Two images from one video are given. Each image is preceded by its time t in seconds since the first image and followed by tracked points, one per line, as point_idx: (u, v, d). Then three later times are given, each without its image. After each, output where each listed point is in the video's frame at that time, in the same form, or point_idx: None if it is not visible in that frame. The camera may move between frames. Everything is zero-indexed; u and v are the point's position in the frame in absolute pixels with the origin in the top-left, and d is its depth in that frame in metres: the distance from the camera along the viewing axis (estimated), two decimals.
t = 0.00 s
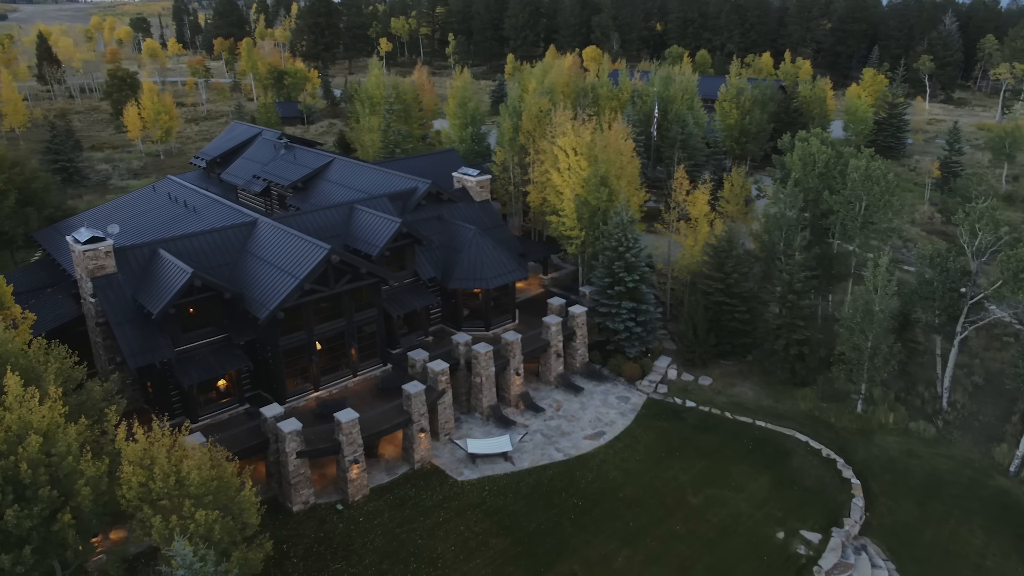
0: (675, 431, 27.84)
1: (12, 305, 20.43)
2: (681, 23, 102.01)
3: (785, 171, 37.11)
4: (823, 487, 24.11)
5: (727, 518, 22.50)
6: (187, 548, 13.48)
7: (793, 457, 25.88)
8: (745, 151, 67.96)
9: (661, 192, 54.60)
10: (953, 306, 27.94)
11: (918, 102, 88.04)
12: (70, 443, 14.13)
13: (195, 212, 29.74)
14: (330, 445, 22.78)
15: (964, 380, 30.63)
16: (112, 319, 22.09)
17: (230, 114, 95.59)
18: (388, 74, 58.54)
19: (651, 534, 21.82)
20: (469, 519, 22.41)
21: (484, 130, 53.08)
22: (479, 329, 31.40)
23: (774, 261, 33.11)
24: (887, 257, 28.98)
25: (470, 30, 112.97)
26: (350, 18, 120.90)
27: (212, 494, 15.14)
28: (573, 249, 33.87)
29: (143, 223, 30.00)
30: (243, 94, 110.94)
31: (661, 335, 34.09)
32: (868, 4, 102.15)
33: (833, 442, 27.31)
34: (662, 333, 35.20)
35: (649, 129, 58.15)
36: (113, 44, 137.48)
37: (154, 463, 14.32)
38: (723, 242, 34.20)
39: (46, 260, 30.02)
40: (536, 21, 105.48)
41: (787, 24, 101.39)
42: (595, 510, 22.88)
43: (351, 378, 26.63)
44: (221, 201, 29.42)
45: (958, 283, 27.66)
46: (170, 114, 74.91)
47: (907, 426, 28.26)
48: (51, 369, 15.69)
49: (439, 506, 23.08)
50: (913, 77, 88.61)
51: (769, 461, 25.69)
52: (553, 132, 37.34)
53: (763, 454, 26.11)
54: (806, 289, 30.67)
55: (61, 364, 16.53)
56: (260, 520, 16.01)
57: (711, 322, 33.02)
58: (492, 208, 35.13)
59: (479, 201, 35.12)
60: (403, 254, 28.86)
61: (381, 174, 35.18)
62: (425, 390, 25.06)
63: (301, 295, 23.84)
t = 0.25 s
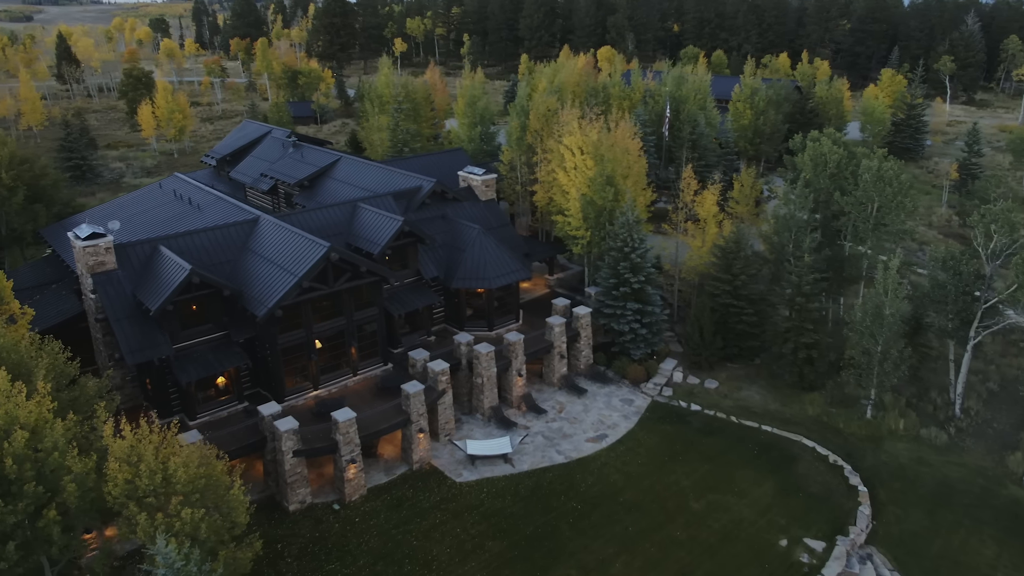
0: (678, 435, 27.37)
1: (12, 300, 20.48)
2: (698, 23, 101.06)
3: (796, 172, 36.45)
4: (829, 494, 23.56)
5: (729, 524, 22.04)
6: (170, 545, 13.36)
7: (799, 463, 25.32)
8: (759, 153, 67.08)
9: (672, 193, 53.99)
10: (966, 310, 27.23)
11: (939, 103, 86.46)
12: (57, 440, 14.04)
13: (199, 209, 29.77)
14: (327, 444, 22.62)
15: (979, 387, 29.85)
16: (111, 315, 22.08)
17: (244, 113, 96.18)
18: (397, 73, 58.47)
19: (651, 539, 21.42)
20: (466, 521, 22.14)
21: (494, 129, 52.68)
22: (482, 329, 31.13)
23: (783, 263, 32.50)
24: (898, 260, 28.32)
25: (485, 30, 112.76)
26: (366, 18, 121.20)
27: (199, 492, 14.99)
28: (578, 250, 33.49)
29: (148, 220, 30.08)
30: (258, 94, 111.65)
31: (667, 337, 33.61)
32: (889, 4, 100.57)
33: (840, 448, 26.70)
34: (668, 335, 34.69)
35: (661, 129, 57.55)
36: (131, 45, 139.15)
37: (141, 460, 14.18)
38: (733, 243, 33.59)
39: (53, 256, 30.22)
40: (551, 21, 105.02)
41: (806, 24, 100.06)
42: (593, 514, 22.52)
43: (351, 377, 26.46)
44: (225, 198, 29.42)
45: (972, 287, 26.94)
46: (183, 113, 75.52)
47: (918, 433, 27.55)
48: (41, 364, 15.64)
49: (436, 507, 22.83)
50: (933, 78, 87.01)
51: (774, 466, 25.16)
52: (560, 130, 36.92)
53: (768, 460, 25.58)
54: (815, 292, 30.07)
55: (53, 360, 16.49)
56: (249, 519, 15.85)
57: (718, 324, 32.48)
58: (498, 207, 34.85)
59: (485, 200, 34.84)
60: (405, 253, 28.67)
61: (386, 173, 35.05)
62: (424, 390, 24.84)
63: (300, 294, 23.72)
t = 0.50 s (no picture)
0: (681, 439, 26.92)
1: (12, 297, 20.54)
2: (713, 24, 100.22)
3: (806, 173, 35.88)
4: (834, 502, 23.06)
5: (731, 532, 21.61)
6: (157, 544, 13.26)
7: (805, 470, 24.82)
8: (772, 155, 66.28)
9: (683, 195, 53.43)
10: (978, 315, 26.58)
11: (957, 105, 85.02)
12: (46, 437, 13.95)
13: (203, 208, 29.82)
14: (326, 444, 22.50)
15: (992, 394, 29.14)
16: (110, 313, 22.07)
17: (257, 114, 96.72)
18: (406, 74, 58.37)
19: (650, 545, 21.06)
20: (463, 525, 21.90)
21: (502, 130, 52.07)
22: (485, 331, 30.90)
23: (792, 266, 31.96)
24: (909, 263, 27.73)
25: (499, 31, 112.50)
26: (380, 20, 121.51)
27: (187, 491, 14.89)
28: (583, 251, 33.16)
29: (153, 218, 30.17)
30: (271, 95, 112.28)
31: (673, 340, 33.16)
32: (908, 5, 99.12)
33: (847, 455, 26.15)
34: (674, 337, 34.22)
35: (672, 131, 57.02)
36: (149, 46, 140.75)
37: (129, 459, 14.06)
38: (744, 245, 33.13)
39: (59, 254, 30.41)
40: (564, 22, 104.63)
41: (823, 26, 98.88)
42: (593, 519, 22.20)
43: (352, 377, 26.32)
44: (229, 197, 29.43)
45: (985, 291, 26.29)
46: (196, 114, 76.06)
47: (929, 440, 26.92)
48: (34, 361, 15.59)
49: (433, 510, 22.60)
50: (952, 80, 85.57)
51: (779, 473, 24.68)
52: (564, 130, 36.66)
53: (773, 466, 25.10)
54: (823, 295, 29.51)
55: (46, 357, 16.45)
56: (239, 520, 15.71)
57: (724, 327, 32.00)
58: (503, 208, 34.60)
59: (490, 200, 34.60)
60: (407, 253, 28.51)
61: (391, 173, 34.95)
62: (424, 391, 24.64)
63: (300, 293, 23.62)
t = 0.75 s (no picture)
0: (685, 445, 26.46)
1: (13, 294, 20.65)
2: (730, 27, 99.35)
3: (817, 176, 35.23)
4: (840, 511, 22.51)
5: (732, 541, 21.16)
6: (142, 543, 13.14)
7: (811, 478, 24.28)
8: (787, 158, 65.39)
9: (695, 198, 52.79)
10: (992, 322, 25.85)
11: (980, 109, 83.40)
12: (34, 434, 13.89)
13: (208, 207, 29.89)
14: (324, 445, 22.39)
15: (1008, 403, 28.35)
16: (110, 311, 22.12)
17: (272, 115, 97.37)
18: (414, 74, 58.10)
19: (649, 553, 20.67)
20: (459, 529, 21.65)
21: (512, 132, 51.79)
22: (488, 333, 30.66)
23: (801, 270, 31.36)
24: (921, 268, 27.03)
25: (515, 34, 112.31)
26: (396, 23, 121.93)
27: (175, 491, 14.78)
28: (589, 254, 32.79)
29: (159, 217, 30.29)
30: (287, 97, 113.05)
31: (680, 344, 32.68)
32: (930, 7, 97.50)
33: (856, 463, 25.54)
34: (681, 342, 33.72)
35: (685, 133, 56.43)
36: (168, 48, 142.57)
37: (116, 457, 13.96)
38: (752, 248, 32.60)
39: (66, 252, 30.64)
40: (580, 25, 104.25)
41: (843, 28, 97.54)
42: (591, 525, 21.85)
43: (352, 378, 26.19)
44: (233, 197, 29.49)
45: (999, 297, 25.56)
46: (211, 115, 76.70)
47: (940, 449, 26.23)
48: (26, 358, 15.58)
49: (430, 513, 22.37)
50: (974, 83, 83.95)
51: (784, 481, 24.16)
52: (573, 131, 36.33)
53: (778, 474, 24.57)
54: (832, 300, 28.90)
55: (40, 355, 16.46)
56: (228, 521, 15.58)
57: (732, 332, 31.47)
58: (509, 209, 34.34)
59: (496, 202, 34.35)
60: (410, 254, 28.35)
61: (397, 173, 34.87)
62: (423, 393, 24.45)
63: (299, 293, 23.53)
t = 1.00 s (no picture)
0: (688, 451, 26.08)
1: (13, 292, 20.77)
2: (745, 29, 98.51)
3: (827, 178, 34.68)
4: (844, 520, 22.05)
5: (732, 548, 20.79)
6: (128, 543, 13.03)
7: (815, 486, 23.82)
8: (800, 160, 64.57)
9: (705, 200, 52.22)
10: (1004, 328, 25.20)
11: (999, 112, 81.91)
12: (22, 432, 13.83)
13: (212, 207, 29.99)
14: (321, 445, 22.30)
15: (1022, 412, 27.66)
16: (110, 310, 22.19)
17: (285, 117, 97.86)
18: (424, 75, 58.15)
19: (647, 560, 20.35)
20: (456, 532, 21.43)
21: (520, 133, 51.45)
22: (491, 335, 30.47)
23: (809, 274, 30.83)
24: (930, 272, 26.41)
25: (529, 36, 112.09)
26: (410, 25, 122.14)
27: (163, 491, 14.68)
28: (594, 256, 32.46)
29: (163, 217, 30.43)
30: (300, 99, 113.62)
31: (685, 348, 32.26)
32: (950, 9, 95.96)
33: (862, 471, 25.04)
34: (687, 345, 33.30)
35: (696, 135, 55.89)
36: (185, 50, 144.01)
37: (104, 455, 13.87)
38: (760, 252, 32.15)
39: (73, 250, 30.89)
40: (593, 27, 103.89)
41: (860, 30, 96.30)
42: (589, 530, 21.56)
43: (352, 379, 26.08)
44: (237, 196, 29.58)
45: (1012, 303, 24.89)
46: (223, 116, 77.21)
47: (950, 458, 25.63)
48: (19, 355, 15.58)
49: (427, 516, 22.17)
50: (994, 86, 82.46)
51: (788, 488, 23.73)
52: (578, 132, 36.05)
53: (782, 481, 24.13)
54: (840, 304, 28.37)
55: (33, 353, 16.45)
56: (217, 522, 15.44)
57: (738, 336, 31.02)
58: (513, 211, 34.10)
59: (501, 203, 34.13)
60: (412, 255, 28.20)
61: (402, 174, 34.81)
62: (422, 395, 24.28)
63: (298, 293, 23.46)
